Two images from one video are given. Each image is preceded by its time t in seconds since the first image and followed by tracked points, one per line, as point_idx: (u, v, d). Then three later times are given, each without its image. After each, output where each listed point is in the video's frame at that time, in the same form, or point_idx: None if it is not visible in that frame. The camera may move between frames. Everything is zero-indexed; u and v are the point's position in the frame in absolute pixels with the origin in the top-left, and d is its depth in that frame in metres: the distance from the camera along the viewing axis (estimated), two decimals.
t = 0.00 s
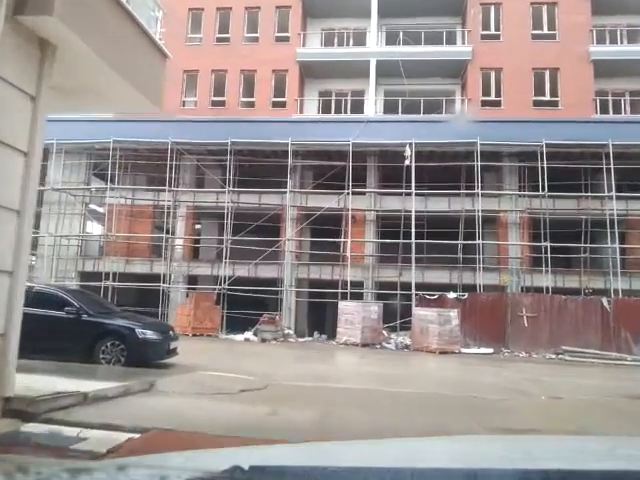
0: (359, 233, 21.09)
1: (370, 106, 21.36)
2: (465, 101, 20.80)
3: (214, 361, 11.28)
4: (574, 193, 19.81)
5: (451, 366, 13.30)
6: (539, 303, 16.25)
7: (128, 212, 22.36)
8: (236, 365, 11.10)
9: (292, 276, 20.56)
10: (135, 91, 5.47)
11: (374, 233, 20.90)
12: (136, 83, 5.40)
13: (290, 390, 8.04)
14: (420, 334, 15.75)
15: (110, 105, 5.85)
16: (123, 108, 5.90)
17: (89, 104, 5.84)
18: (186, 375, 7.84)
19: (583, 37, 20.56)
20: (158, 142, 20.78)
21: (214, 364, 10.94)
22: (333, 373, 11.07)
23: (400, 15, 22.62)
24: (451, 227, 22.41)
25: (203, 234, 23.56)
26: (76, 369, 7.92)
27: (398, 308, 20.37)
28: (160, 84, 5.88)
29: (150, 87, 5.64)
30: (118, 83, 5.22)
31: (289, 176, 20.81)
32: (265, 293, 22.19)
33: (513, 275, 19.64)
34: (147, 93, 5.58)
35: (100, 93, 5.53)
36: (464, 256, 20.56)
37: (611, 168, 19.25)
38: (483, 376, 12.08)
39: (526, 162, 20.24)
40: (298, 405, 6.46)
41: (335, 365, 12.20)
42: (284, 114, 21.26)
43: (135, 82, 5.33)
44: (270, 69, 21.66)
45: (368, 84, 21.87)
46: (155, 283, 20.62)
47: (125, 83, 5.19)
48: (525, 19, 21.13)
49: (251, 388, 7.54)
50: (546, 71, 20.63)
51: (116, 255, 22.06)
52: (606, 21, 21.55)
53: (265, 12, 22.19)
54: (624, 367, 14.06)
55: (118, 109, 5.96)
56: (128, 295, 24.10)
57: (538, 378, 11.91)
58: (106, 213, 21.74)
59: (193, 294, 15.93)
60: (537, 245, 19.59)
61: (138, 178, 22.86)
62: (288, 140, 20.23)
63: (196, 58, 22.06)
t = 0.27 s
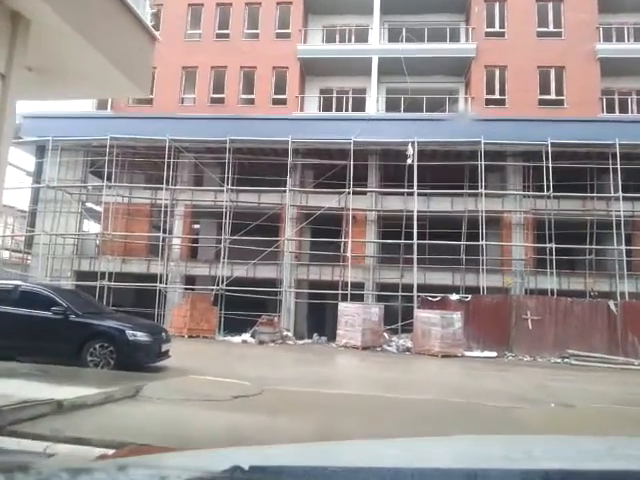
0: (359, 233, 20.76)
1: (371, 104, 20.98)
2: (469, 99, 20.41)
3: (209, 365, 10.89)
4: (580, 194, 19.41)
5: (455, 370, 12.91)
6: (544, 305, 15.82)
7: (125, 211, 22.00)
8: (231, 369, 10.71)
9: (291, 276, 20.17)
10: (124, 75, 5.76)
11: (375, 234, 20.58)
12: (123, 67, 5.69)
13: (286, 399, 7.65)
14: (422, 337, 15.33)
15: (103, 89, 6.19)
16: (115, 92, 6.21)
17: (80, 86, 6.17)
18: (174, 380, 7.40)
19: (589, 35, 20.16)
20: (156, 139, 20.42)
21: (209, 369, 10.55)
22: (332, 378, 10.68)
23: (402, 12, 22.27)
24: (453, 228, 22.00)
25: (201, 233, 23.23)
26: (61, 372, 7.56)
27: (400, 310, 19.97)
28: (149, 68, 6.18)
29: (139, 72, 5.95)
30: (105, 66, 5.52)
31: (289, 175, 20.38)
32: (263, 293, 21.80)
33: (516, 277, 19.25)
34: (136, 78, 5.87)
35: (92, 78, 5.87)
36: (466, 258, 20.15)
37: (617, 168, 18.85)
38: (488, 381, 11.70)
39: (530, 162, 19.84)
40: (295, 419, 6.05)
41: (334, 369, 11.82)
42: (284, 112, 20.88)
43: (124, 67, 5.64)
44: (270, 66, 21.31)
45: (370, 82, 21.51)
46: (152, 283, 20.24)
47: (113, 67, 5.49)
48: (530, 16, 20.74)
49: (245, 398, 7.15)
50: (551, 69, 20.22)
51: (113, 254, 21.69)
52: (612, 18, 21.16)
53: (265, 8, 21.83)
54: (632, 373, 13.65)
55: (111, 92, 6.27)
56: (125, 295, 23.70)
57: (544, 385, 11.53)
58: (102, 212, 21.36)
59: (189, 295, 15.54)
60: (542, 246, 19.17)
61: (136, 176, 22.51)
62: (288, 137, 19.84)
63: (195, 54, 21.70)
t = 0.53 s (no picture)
0: (359, 237, 20.45)
1: (370, 105, 20.66)
2: (469, 100, 20.09)
3: (204, 375, 10.51)
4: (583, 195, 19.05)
5: (458, 378, 12.52)
6: (549, 309, 15.44)
7: (120, 216, 21.66)
8: (227, 379, 10.33)
9: (289, 281, 19.78)
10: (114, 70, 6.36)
11: (374, 237, 20.26)
12: (107, 60, 6.15)
13: (284, 413, 7.29)
14: (424, 342, 14.92)
15: (90, 84, 6.75)
16: (101, 86, 6.77)
17: (67, 76, 6.62)
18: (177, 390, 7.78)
19: (590, 34, 19.87)
20: (151, 143, 20.08)
21: (203, 379, 10.15)
22: (332, 388, 10.29)
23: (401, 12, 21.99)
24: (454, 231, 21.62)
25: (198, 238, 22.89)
26: (46, 386, 7.18)
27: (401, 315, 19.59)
28: (134, 62, 6.76)
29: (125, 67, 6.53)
30: (90, 59, 6.01)
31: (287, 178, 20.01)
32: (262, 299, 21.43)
33: (519, 280, 18.88)
34: (119, 71, 6.37)
35: (81, 74, 6.43)
36: (468, 261, 19.76)
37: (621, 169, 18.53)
38: (493, 390, 11.33)
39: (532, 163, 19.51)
40: (292, 438, 5.71)
41: (333, 378, 11.44)
42: (281, 114, 20.54)
43: (107, 60, 6.11)
44: (267, 68, 21.00)
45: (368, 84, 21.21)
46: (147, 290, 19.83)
47: (101, 64, 6.06)
48: (531, 15, 20.44)
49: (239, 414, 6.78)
50: (552, 69, 19.91)
51: (108, 260, 21.33)
52: (613, 18, 20.87)
53: (261, 10, 21.55)
54: None
55: (99, 88, 6.82)
56: (120, 302, 23.28)
57: (551, 393, 11.16)
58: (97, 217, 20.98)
59: (184, 301, 15.14)
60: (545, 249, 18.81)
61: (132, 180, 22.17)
62: (285, 140, 19.49)
63: (191, 56, 21.40)
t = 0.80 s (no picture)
0: (359, 239, 20.08)
1: (370, 106, 20.34)
2: (470, 100, 19.78)
3: (198, 384, 10.12)
4: (587, 196, 18.69)
5: (461, 384, 12.13)
6: (554, 312, 15.05)
7: (116, 218, 21.32)
8: (221, 388, 9.95)
9: (288, 285, 19.41)
10: (93, 59, 5.90)
11: (374, 240, 19.92)
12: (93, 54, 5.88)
13: (280, 425, 6.89)
14: (426, 347, 14.53)
15: (78, 76, 6.48)
16: (89, 79, 6.50)
17: (49, 67, 6.33)
18: (172, 399, 7.56)
19: (594, 33, 19.55)
20: (147, 144, 19.75)
21: (197, 387, 9.77)
22: (331, 396, 9.90)
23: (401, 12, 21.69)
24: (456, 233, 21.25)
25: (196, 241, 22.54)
26: (29, 397, 6.82)
27: (402, 319, 19.21)
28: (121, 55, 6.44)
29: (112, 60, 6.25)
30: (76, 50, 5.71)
31: (286, 179, 19.65)
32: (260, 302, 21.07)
33: (522, 283, 18.52)
34: (105, 63, 6.06)
35: (70, 66, 6.17)
36: (470, 264, 19.40)
37: (626, 169, 18.18)
38: (498, 397, 10.93)
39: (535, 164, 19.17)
40: (289, 452, 5.38)
41: (332, 385, 11.05)
42: (280, 115, 20.20)
43: (93, 54, 5.83)
44: (265, 68, 20.67)
45: (368, 84, 20.90)
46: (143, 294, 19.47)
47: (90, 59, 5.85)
48: (533, 14, 20.12)
49: (232, 427, 6.40)
50: (555, 68, 19.58)
51: (103, 264, 20.97)
52: (617, 16, 20.56)
53: (260, 10, 21.26)
54: None
55: (84, 80, 6.64)
56: (117, 307, 22.91)
57: (558, 400, 10.77)
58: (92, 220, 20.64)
59: (180, 305, 14.77)
60: (548, 251, 18.47)
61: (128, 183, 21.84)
62: (283, 141, 19.13)
63: (187, 56, 21.09)
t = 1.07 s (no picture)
0: (358, 241, 19.78)
1: (368, 105, 20.07)
2: (470, 98, 19.50)
3: (192, 392, 9.79)
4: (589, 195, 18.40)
5: (464, 388, 11.80)
6: (558, 314, 14.74)
7: (111, 222, 21.00)
8: (216, 397, 9.61)
9: (287, 287, 19.10)
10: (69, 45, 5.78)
11: (374, 241, 19.62)
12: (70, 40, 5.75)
13: (276, 435, 6.57)
14: (427, 350, 14.20)
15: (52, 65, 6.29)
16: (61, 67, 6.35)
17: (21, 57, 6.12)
18: (164, 408, 7.26)
19: (594, 30, 19.31)
20: (142, 146, 19.44)
21: (191, 396, 9.43)
22: (330, 403, 9.57)
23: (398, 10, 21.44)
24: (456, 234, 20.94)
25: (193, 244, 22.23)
26: (14, 410, 6.50)
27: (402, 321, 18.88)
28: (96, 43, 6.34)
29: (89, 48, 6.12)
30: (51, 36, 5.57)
31: (283, 180, 19.35)
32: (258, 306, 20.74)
33: (524, 284, 18.22)
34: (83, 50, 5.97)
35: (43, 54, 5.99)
36: (471, 264, 19.11)
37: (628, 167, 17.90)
38: (502, 401, 10.61)
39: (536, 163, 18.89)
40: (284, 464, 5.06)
41: (332, 391, 10.72)
42: (276, 115, 19.91)
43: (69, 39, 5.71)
44: (261, 68, 20.40)
45: (366, 83, 20.63)
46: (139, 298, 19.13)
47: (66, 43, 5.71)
48: (532, 11, 19.87)
49: (225, 438, 6.07)
50: (555, 65, 19.33)
51: (98, 268, 20.64)
52: (617, 13, 20.32)
53: (255, 9, 21.01)
54: None
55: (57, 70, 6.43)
56: (113, 311, 22.52)
57: (565, 404, 10.45)
58: (87, 223, 20.31)
59: (175, 309, 14.44)
60: (551, 251, 18.17)
61: (124, 185, 21.53)
62: (280, 141, 18.83)
63: (182, 56, 20.82)
